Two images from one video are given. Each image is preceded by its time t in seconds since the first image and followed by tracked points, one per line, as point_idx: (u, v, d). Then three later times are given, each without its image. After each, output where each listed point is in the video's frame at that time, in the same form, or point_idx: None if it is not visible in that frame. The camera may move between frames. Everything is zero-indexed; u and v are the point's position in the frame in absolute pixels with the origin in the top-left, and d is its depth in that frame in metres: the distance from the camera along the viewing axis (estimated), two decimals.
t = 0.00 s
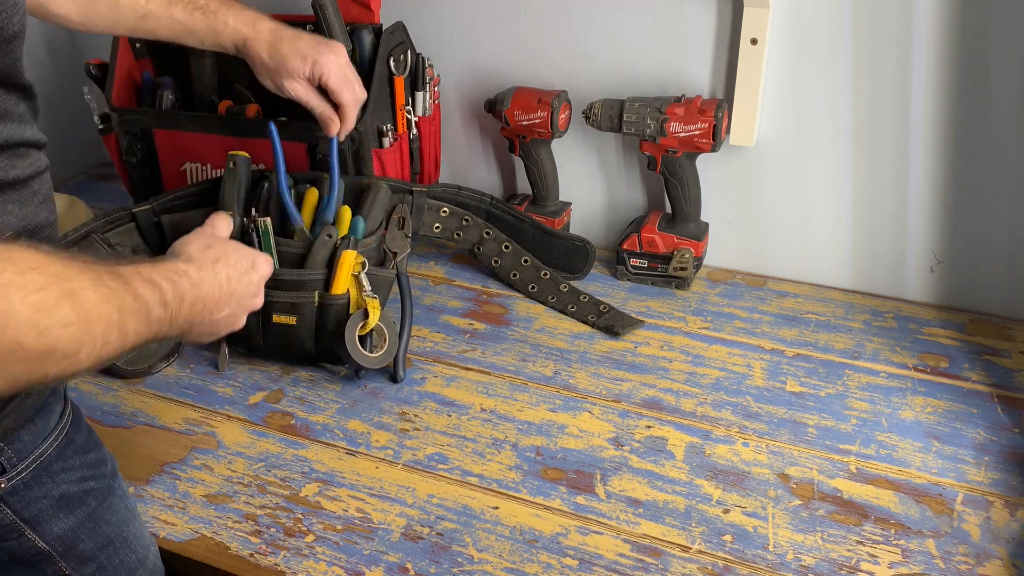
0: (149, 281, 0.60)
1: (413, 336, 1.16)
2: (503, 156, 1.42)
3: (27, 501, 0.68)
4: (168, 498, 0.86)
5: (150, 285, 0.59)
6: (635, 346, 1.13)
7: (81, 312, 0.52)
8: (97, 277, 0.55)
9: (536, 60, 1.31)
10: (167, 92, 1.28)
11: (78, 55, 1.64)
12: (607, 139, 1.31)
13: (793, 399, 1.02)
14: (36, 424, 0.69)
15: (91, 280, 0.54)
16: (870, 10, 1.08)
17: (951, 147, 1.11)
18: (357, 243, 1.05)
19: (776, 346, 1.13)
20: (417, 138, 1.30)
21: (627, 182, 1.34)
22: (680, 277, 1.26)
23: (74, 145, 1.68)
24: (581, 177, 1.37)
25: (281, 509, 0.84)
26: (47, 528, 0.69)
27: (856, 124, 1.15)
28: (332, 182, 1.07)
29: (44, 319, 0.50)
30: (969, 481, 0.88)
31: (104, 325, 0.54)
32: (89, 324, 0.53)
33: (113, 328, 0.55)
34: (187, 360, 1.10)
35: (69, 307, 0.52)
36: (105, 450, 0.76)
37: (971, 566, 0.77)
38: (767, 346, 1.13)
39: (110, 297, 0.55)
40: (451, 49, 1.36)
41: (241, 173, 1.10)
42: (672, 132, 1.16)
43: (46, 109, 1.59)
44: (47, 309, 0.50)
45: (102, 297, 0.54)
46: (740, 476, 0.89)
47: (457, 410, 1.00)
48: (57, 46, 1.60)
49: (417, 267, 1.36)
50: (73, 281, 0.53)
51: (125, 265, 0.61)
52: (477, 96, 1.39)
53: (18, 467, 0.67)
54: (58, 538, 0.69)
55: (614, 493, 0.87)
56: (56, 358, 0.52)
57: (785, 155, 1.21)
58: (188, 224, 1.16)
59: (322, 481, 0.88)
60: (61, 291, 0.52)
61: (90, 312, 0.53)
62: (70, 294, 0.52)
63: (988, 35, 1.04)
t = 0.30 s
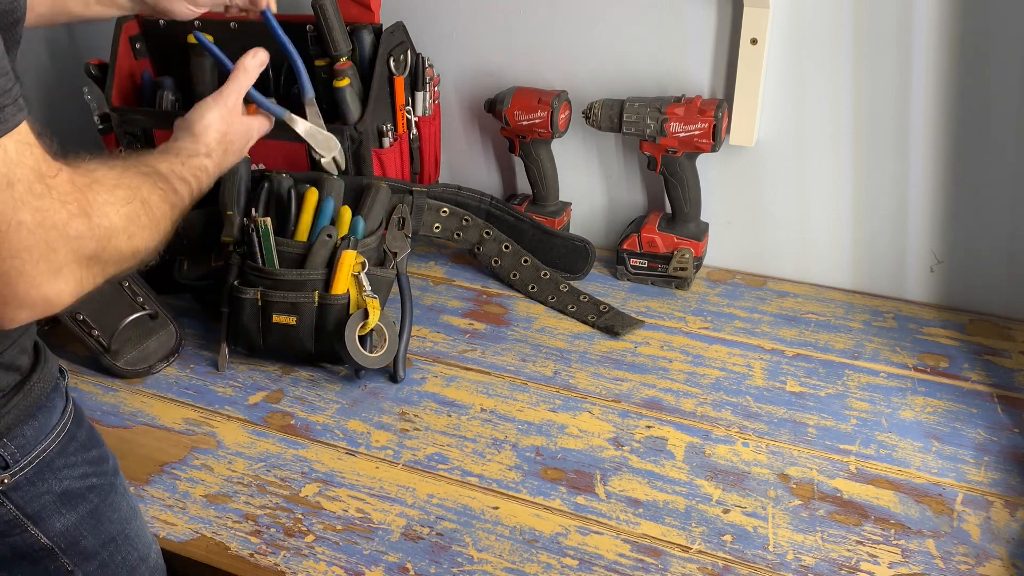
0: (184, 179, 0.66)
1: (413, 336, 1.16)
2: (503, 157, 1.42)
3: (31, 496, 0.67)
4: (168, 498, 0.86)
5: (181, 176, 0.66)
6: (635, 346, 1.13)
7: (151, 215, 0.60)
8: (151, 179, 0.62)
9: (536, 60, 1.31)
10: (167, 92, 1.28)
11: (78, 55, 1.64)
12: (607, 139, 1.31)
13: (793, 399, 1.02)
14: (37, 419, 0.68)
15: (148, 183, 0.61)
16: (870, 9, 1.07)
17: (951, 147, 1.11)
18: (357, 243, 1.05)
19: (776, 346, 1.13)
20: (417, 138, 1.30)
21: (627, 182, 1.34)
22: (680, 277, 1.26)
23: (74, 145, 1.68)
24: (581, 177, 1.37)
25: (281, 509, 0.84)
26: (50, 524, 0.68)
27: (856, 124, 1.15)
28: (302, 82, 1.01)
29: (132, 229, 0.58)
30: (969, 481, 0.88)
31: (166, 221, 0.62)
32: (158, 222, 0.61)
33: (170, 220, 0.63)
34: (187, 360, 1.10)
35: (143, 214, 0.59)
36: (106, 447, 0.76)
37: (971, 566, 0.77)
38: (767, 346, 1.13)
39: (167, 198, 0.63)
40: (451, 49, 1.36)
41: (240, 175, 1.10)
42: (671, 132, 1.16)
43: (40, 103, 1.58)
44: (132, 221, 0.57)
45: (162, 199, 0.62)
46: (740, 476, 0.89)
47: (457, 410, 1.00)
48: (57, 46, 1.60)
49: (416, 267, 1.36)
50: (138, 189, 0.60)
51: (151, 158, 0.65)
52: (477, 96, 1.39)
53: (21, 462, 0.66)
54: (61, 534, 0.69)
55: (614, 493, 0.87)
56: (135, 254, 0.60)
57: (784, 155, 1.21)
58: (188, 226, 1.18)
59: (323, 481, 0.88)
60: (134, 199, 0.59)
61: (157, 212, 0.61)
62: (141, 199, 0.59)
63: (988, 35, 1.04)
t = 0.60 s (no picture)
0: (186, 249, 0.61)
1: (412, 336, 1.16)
2: (503, 157, 1.42)
3: (36, 490, 0.67)
4: (168, 498, 0.86)
5: (184, 250, 0.60)
6: (635, 346, 1.13)
7: (129, 268, 0.54)
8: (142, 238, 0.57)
9: (536, 61, 1.31)
10: (167, 92, 1.29)
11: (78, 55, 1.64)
12: (607, 139, 1.31)
13: (793, 399, 1.02)
14: (41, 412, 0.68)
15: (134, 237, 0.56)
16: (870, 9, 1.07)
17: (951, 147, 1.11)
18: (357, 243, 1.05)
19: (776, 346, 1.13)
20: (417, 138, 1.30)
21: (627, 182, 1.34)
22: (680, 277, 1.27)
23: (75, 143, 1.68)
24: (581, 177, 1.37)
25: (281, 509, 0.84)
26: (53, 517, 0.68)
27: (856, 125, 1.15)
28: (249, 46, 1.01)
29: (96, 266, 0.51)
30: (969, 481, 0.88)
31: (145, 279, 0.55)
32: (133, 278, 0.54)
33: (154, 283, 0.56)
34: (187, 360, 1.10)
35: (115, 257, 0.53)
36: (107, 443, 0.76)
37: (971, 566, 0.77)
38: (767, 346, 1.13)
39: (151, 255, 0.56)
40: (451, 49, 1.36)
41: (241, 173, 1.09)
42: (672, 132, 1.16)
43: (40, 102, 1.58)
44: (99, 258, 0.52)
45: (145, 253, 0.56)
46: (740, 476, 0.89)
47: (457, 410, 1.00)
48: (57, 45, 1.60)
49: (416, 267, 1.36)
50: (118, 234, 0.54)
51: (160, 230, 0.61)
52: (477, 97, 1.39)
53: (26, 455, 0.66)
54: (64, 528, 0.69)
55: (614, 493, 0.87)
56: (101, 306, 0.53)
57: (784, 155, 1.21)
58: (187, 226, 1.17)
59: (323, 481, 0.88)
60: (108, 243, 0.52)
61: (134, 265, 0.54)
62: (115, 244, 0.53)
63: (987, 35, 1.04)
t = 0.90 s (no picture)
0: (158, 266, 0.62)
1: (413, 336, 1.16)
2: (503, 157, 1.42)
3: (29, 494, 0.67)
4: (168, 498, 0.86)
5: (152, 272, 0.61)
6: (635, 346, 1.13)
7: (69, 285, 0.52)
8: (90, 257, 0.55)
9: (536, 61, 1.31)
10: (167, 92, 1.29)
11: (78, 54, 1.64)
12: (606, 139, 1.31)
13: (793, 399, 1.02)
14: (36, 416, 0.69)
15: (77, 253, 0.54)
16: (870, 9, 1.07)
17: (951, 147, 1.11)
18: (356, 243, 1.05)
19: (776, 346, 1.13)
20: (417, 138, 1.30)
21: (627, 182, 1.34)
22: (680, 277, 1.27)
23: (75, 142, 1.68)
24: (581, 177, 1.37)
25: (281, 509, 0.84)
26: (49, 522, 0.69)
27: (856, 125, 1.15)
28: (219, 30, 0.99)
29: (23, 281, 0.49)
30: (969, 481, 0.88)
31: (93, 294, 0.54)
32: (76, 294, 0.53)
33: (100, 305, 0.55)
34: (187, 360, 1.10)
35: (48, 272, 0.51)
36: (105, 446, 0.76)
37: (971, 566, 0.77)
38: (767, 346, 1.13)
39: (101, 276, 0.55)
40: (451, 49, 1.36)
41: (241, 174, 1.09)
42: (671, 132, 1.16)
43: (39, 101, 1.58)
44: (29, 273, 0.50)
45: (92, 271, 0.55)
46: (740, 476, 0.89)
47: (457, 410, 1.00)
48: (57, 44, 1.60)
49: (417, 267, 1.36)
50: (55, 249, 0.52)
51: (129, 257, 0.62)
52: (477, 97, 1.39)
53: (20, 459, 0.67)
54: (59, 532, 0.70)
55: (614, 493, 0.87)
56: (38, 328, 0.51)
57: (785, 155, 1.21)
58: (187, 225, 1.16)
59: (322, 481, 0.88)
60: (41, 256, 0.51)
61: (76, 282, 0.53)
62: (52, 262, 0.52)
63: (987, 36, 1.04)
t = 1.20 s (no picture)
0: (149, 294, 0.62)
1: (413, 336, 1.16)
2: (503, 156, 1.42)
3: (23, 495, 0.68)
4: (168, 498, 0.86)
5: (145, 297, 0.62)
6: (635, 346, 1.13)
7: (46, 303, 0.53)
8: (75, 280, 0.56)
9: (536, 61, 1.31)
10: (167, 92, 1.29)
11: (78, 53, 1.64)
12: (606, 139, 1.31)
13: (793, 399, 1.02)
14: (30, 417, 0.70)
15: (61, 275, 0.55)
16: (869, 9, 1.07)
17: (951, 147, 1.11)
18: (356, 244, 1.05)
19: (776, 346, 1.13)
20: (417, 138, 1.30)
21: (627, 182, 1.34)
22: (680, 277, 1.27)
23: (75, 141, 1.68)
24: (581, 177, 1.37)
25: (281, 509, 0.84)
26: (44, 523, 0.69)
27: (856, 125, 1.15)
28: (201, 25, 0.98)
29: None
30: (969, 481, 0.88)
31: (71, 315, 0.54)
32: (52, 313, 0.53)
33: (82, 326, 0.55)
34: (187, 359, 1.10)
35: (25, 291, 0.51)
36: (101, 447, 0.77)
37: (971, 566, 0.77)
38: (767, 346, 1.13)
39: (82, 297, 0.56)
40: (451, 49, 1.36)
41: (241, 174, 1.10)
42: (671, 132, 1.16)
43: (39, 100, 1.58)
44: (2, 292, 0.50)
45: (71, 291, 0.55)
46: (740, 476, 0.89)
47: (457, 410, 1.00)
48: (57, 43, 1.60)
49: (417, 267, 1.36)
50: (36, 269, 0.53)
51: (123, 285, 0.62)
52: (477, 96, 1.39)
53: (14, 461, 0.67)
54: (54, 533, 0.70)
55: (614, 493, 0.87)
56: (16, 347, 0.51)
57: (785, 156, 1.21)
58: (188, 226, 1.17)
59: (322, 481, 0.88)
60: (19, 275, 0.52)
61: (53, 302, 0.53)
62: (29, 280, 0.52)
63: (987, 36, 1.04)
